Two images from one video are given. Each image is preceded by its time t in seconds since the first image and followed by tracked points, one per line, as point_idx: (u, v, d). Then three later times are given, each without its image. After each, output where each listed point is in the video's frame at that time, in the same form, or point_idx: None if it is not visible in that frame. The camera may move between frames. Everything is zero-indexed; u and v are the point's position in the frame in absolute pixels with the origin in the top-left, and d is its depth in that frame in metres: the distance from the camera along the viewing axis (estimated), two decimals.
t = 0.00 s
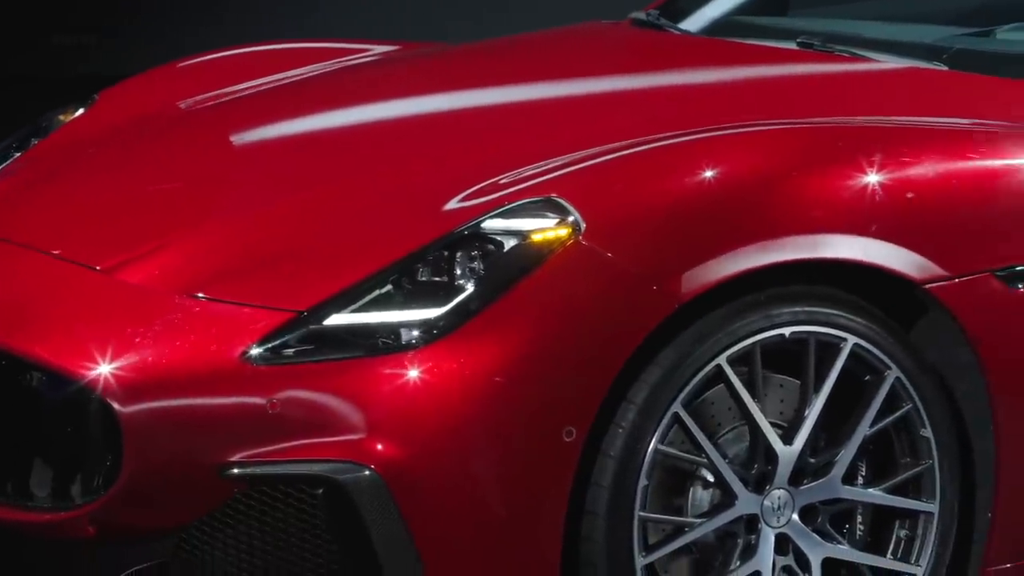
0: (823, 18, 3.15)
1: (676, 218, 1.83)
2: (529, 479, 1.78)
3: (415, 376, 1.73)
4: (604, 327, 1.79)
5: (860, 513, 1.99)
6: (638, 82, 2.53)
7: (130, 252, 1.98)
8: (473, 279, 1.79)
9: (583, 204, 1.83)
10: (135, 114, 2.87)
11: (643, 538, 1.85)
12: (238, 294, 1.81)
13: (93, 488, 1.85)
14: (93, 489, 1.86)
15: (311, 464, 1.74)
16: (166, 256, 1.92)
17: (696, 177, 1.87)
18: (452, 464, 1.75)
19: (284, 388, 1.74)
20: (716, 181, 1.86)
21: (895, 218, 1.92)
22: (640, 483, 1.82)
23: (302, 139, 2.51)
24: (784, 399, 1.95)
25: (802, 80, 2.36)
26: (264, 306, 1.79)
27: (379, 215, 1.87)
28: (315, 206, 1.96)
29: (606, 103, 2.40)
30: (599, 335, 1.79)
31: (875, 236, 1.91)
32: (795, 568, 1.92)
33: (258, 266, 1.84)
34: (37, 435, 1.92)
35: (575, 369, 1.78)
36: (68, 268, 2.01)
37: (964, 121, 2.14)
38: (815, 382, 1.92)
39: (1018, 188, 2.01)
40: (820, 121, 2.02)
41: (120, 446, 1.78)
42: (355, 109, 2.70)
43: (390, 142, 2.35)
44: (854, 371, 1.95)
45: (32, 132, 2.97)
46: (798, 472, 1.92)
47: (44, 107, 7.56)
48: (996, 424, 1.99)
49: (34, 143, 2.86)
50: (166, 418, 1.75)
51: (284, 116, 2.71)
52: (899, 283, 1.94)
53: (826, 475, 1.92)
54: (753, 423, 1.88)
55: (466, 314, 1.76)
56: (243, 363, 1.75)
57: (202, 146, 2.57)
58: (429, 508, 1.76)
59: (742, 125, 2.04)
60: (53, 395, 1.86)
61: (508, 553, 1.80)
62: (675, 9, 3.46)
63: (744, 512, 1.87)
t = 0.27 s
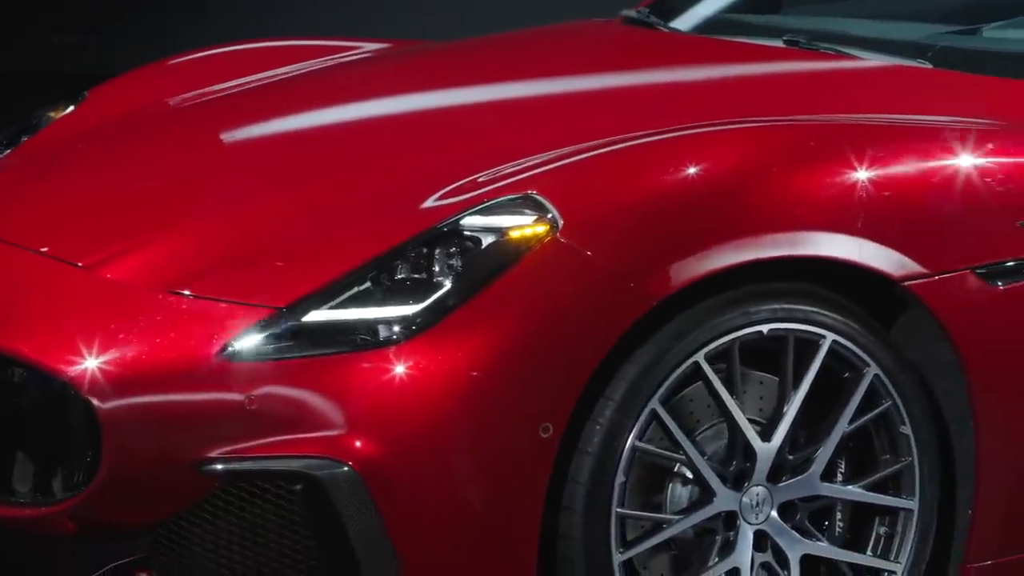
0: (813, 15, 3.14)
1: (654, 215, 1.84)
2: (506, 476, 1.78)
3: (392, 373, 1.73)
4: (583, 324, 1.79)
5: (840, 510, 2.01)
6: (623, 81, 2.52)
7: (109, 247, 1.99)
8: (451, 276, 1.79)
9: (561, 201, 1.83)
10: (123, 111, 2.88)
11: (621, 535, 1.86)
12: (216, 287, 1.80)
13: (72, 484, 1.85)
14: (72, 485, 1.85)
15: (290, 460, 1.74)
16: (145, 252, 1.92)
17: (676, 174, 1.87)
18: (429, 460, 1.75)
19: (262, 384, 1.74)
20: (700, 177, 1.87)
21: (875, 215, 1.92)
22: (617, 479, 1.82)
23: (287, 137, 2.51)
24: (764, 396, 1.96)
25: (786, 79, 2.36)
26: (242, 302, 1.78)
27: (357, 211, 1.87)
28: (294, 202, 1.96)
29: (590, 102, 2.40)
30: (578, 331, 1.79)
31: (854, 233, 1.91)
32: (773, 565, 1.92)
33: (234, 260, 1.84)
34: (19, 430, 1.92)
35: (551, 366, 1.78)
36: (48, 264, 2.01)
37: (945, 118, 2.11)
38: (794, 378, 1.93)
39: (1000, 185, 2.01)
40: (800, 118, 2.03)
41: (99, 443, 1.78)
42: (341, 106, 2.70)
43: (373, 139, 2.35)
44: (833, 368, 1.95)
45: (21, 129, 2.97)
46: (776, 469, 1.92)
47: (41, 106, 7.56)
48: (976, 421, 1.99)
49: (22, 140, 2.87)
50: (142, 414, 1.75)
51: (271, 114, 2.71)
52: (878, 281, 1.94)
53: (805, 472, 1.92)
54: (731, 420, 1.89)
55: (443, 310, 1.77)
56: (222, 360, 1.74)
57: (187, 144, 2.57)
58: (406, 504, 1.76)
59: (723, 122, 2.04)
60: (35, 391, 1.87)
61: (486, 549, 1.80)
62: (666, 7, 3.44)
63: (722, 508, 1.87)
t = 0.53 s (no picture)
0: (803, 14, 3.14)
1: (633, 213, 1.84)
2: (485, 473, 1.78)
3: (369, 370, 1.74)
4: (562, 321, 1.80)
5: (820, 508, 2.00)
6: (609, 79, 2.52)
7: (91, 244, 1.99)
8: (430, 273, 1.80)
9: (539, 199, 1.83)
10: (112, 109, 2.88)
11: (600, 532, 1.86)
12: (194, 284, 1.80)
13: (55, 480, 1.84)
14: (54, 481, 1.84)
15: (269, 456, 1.74)
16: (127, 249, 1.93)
17: (656, 173, 1.88)
18: (408, 457, 1.75)
19: (242, 380, 1.73)
20: (683, 175, 1.88)
21: (855, 213, 1.93)
22: (596, 477, 1.82)
23: (274, 135, 2.52)
24: (744, 394, 1.96)
25: (771, 78, 2.36)
26: (220, 299, 1.78)
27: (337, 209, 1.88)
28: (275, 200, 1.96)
29: (574, 101, 2.40)
30: (557, 329, 1.80)
31: (834, 232, 1.92)
32: (753, 563, 1.93)
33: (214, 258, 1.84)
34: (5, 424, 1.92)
35: (530, 363, 1.79)
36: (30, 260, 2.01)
37: (928, 116, 2.12)
38: (773, 376, 1.93)
39: (980, 184, 2.02)
40: (781, 119, 2.03)
41: (80, 441, 1.77)
42: (328, 104, 2.71)
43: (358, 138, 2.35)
44: (814, 366, 1.96)
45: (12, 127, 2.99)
46: (756, 467, 1.92)
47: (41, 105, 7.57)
48: (957, 420, 2.00)
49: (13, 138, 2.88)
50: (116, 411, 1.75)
51: (258, 112, 2.71)
52: (859, 279, 1.95)
53: (785, 469, 1.93)
54: (711, 417, 1.89)
55: (422, 308, 1.77)
56: (201, 356, 1.74)
57: (174, 142, 2.58)
58: (384, 501, 1.77)
59: (704, 121, 2.05)
60: (20, 386, 1.86)
61: (464, 546, 1.81)
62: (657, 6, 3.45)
63: (701, 506, 1.88)
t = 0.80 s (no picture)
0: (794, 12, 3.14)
1: (614, 211, 1.85)
2: (465, 469, 1.79)
3: (349, 368, 1.74)
4: (542, 318, 1.80)
5: (802, 506, 2.01)
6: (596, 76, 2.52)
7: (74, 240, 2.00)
8: (410, 271, 1.80)
9: (520, 197, 1.84)
10: (104, 107, 2.89)
11: (580, 529, 1.87)
12: (177, 281, 1.80)
13: (38, 476, 1.83)
14: (37, 477, 1.83)
15: (250, 452, 1.74)
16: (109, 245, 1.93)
17: (637, 171, 1.88)
18: (388, 454, 1.76)
19: (223, 377, 1.74)
20: (668, 172, 1.89)
21: (836, 211, 1.94)
22: (576, 474, 1.83)
23: (262, 133, 2.52)
24: (726, 392, 1.96)
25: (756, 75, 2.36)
26: (203, 296, 1.78)
27: (318, 206, 1.88)
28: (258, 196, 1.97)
29: (561, 98, 2.40)
30: (537, 326, 1.80)
31: (815, 230, 1.92)
32: (734, 560, 1.93)
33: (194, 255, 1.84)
34: None
35: (509, 361, 1.79)
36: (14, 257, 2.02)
37: (911, 115, 2.14)
38: (755, 374, 1.93)
39: (962, 183, 2.02)
40: (763, 117, 2.04)
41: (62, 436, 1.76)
42: (318, 101, 2.71)
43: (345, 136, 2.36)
44: (795, 363, 1.96)
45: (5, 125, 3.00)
46: (737, 464, 1.93)
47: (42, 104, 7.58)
48: (939, 418, 2.00)
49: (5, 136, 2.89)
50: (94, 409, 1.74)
51: (248, 110, 2.72)
52: (841, 277, 1.95)
53: (766, 466, 1.93)
54: (691, 415, 1.89)
55: (402, 305, 1.78)
56: (183, 353, 1.74)
57: (164, 140, 2.59)
58: (364, 498, 1.77)
59: (687, 119, 2.05)
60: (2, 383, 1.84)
61: (445, 542, 1.81)
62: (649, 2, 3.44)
63: (682, 503, 1.88)
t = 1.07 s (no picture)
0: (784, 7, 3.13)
1: (592, 207, 1.85)
2: (441, 464, 1.79)
3: (325, 364, 1.75)
4: (519, 314, 1.81)
5: (780, 502, 2.01)
6: (581, 68, 2.51)
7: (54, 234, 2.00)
8: (387, 267, 1.81)
9: (498, 192, 1.84)
10: (92, 102, 2.90)
11: (557, 524, 1.87)
12: (157, 277, 1.81)
13: (16, 471, 1.83)
14: (16, 472, 1.83)
15: (229, 448, 1.74)
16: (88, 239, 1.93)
17: (616, 167, 1.89)
18: (364, 449, 1.76)
19: (202, 372, 1.74)
20: (651, 167, 1.89)
21: (815, 208, 1.94)
22: (552, 469, 1.83)
23: (247, 128, 2.53)
24: (705, 388, 1.97)
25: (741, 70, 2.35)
26: (182, 293, 1.79)
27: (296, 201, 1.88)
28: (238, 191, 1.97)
29: (544, 91, 2.40)
30: (514, 322, 1.80)
31: (794, 227, 1.92)
32: (712, 556, 1.94)
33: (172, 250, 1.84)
34: None
35: (485, 357, 1.79)
36: None
37: (891, 111, 2.12)
38: (733, 370, 1.93)
39: (942, 180, 2.02)
40: (744, 114, 2.04)
41: (39, 431, 1.76)
42: (304, 96, 2.71)
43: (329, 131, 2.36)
44: (774, 360, 1.96)
45: None
46: (715, 460, 1.93)
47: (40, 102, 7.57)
48: (918, 416, 2.00)
49: None
50: (68, 404, 1.73)
51: (233, 104, 2.71)
52: (819, 274, 1.96)
53: (744, 462, 1.93)
54: (669, 411, 1.90)
55: (378, 301, 1.78)
56: (163, 350, 1.74)
57: (150, 136, 2.59)
58: (340, 494, 1.78)
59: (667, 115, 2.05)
60: None
61: (422, 537, 1.81)
62: None
63: (660, 498, 1.88)
